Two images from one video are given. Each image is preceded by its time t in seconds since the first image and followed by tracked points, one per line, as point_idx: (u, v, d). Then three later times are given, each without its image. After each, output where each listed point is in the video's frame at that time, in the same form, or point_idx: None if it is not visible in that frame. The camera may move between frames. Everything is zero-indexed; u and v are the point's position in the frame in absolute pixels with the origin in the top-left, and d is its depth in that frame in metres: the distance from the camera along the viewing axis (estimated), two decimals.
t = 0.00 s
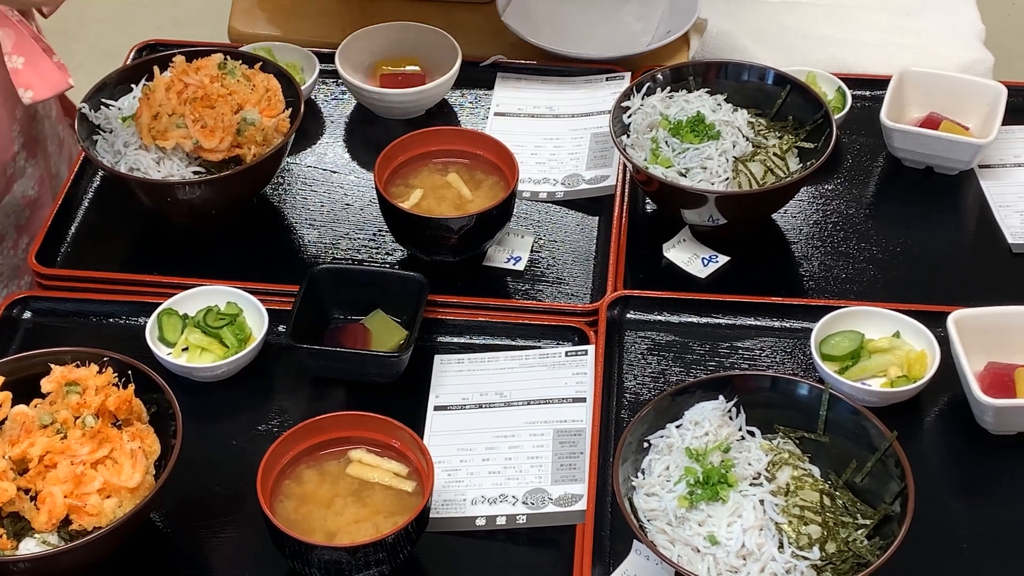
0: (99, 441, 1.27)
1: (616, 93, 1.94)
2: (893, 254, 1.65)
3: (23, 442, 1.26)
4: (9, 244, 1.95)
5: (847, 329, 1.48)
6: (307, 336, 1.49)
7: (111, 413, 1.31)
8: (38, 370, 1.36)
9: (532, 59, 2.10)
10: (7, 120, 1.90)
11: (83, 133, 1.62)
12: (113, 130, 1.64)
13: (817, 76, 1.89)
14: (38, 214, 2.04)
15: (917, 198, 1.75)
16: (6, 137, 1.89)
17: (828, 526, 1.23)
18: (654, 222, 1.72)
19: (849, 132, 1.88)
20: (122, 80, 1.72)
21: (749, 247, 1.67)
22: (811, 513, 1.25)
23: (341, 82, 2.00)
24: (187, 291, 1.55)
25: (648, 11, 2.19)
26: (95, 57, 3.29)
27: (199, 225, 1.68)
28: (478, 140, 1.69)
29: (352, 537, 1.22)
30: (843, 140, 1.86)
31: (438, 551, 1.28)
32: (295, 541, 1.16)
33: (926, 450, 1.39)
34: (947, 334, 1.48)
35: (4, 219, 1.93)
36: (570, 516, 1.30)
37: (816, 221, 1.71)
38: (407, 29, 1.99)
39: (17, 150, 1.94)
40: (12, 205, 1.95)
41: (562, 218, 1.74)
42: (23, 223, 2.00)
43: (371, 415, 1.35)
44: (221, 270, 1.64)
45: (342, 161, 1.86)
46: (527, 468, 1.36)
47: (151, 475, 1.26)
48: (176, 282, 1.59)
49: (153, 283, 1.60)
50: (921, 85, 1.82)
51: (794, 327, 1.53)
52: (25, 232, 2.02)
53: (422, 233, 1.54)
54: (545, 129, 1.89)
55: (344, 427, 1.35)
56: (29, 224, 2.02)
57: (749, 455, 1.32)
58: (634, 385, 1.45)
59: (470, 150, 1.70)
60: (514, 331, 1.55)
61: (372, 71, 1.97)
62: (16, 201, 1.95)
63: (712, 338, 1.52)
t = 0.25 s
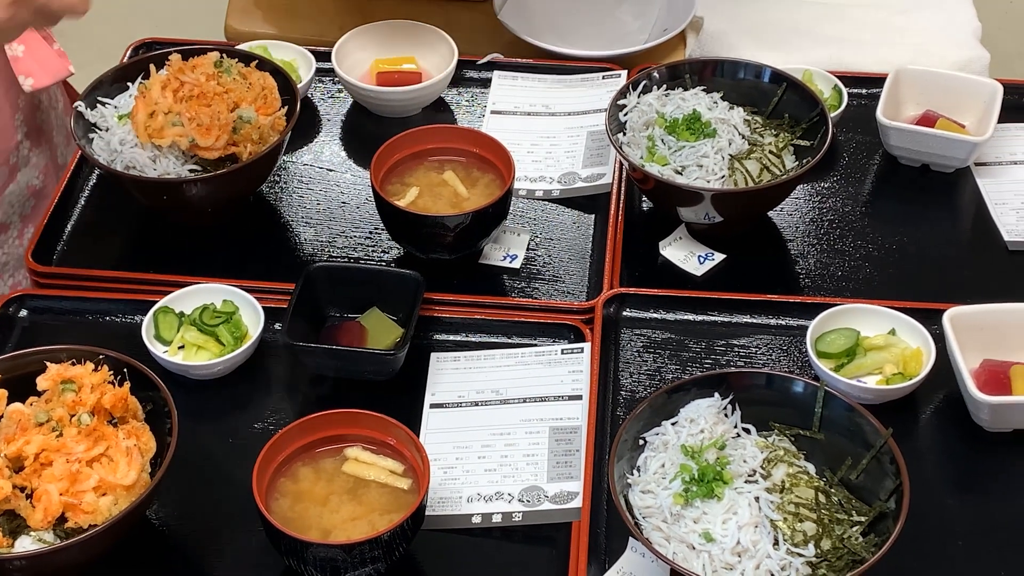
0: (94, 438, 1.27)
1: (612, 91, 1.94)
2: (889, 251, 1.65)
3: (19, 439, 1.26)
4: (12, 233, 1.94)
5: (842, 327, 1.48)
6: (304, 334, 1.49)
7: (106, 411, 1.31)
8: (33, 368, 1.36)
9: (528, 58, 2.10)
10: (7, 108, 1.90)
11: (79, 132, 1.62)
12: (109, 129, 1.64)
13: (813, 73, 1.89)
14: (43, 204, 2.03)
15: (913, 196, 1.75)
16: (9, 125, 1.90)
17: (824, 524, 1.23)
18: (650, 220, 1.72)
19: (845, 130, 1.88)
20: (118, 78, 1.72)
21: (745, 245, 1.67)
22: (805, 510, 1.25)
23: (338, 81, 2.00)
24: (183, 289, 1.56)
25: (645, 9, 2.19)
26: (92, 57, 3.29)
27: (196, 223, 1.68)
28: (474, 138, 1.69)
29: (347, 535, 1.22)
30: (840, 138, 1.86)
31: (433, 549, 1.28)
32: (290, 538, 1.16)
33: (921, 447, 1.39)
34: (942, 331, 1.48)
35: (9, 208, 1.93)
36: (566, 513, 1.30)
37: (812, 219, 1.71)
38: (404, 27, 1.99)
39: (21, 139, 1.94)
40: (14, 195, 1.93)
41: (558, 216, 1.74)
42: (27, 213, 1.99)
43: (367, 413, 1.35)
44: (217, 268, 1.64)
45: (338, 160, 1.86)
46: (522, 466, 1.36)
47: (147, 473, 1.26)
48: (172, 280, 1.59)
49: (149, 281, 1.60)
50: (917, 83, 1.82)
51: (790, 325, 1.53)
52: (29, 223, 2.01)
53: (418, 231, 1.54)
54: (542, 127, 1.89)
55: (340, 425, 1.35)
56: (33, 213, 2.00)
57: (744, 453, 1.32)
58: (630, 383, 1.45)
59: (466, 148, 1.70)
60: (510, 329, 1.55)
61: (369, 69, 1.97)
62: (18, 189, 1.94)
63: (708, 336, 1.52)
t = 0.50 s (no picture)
0: (95, 436, 1.28)
1: (611, 89, 1.94)
2: (888, 249, 1.65)
3: (20, 437, 1.26)
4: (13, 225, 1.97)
5: (841, 324, 1.49)
6: (304, 332, 1.49)
7: (107, 408, 1.31)
8: (33, 366, 1.36)
9: (527, 56, 2.11)
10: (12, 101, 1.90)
11: (79, 130, 1.63)
12: (109, 127, 1.65)
13: (812, 72, 1.89)
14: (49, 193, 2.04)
15: (912, 194, 1.75)
16: (15, 117, 1.90)
17: (823, 520, 1.23)
18: (650, 218, 1.72)
19: (844, 128, 1.88)
20: (119, 77, 1.73)
21: (744, 243, 1.67)
22: (805, 507, 1.25)
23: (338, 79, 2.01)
24: (183, 287, 1.56)
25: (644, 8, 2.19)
26: (92, 56, 3.29)
27: (196, 221, 1.69)
28: (474, 136, 1.69)
29: (348, 532, 1.22)
30: (838, 136, 1.87)
31: (433, 546, 1.28)
32: (291, 535, 1.16)
33: (920, 445, 1.40)
34: (941, 329, 1.48)
35: (16, 200, 1.96)
36: (565, 511, 1.30)
37: (812, 217, 1.72)
38: (405, 26, 1.99)
39: (27, 131, 1.95)
40: (20, 187, 1.95)
41: (558, 214, 1.75)
42: (34, 204, 2.01)
43: (367, 411, 1.35)
44: (217, 266, 1.65)
45: (338, 158, 1.87)
46: (522, 463, 1.36)
47: (147, 470, 1.26)
48: (172, 278, 1.60)
49: (149, 279, 1.60)
50: (916, 81, 1.83)
51: (789, 323, 1.53)
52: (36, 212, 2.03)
53: (418, 229, 1.54)
54: (541, 125, 1.89)
55: (340, 422, 1.35)
56: (40, 203, 2.03)
57: (743, 450, 1.32)
58: (630, 380, 1.46)
59: (466, 146, 1.71)
60: (510, 327, 1.55)
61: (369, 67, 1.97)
62: (23, 181, 1.96)
63: (708, 334, 1.52)
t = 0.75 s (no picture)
0: (96, 437, 1.28)
1: (611, 92, 1.95)
2: (886, 251, 1.66)
3: (22, 438, 1.27)
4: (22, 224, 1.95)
5: (840, 326, 1.49)
6: (304, 334, 1.50)
7: (108, 410, 1.32)
8: (35, 368, 1.37)
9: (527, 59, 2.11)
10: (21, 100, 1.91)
11: (81, 133, 1.64)
12: (110, 130, 1.66)
13: (810, 74, 1.89)
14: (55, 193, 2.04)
15: (910, 196, 1.76)
16: (21, 117, 1.90)
17: (821, 521, 1.24)
18: (649, 220, 1.73)
19: (842, 130, 1.89)
20: (120, 80, 1.73)
21: (743, 245, 1.68)
22: (803, 508, 1.26)
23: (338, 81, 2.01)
24: (184, 289, 1.57)
25: (643, 11, 2.20)
26: (92, 59, 3.30)
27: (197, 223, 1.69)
28: (474, 139, 1.70)
29: (348, 533, 1.23)
30: (837, 139, 1.87)
31: (433, 547, 1.29)
32: (291, 536, 1.16)
33: (918, 446, 1.40)
34: (939, 330, 1.49)
35: (24, 200, 1.95)
36: (565, 512, 1.31)
37: (810, 219, 1.72)
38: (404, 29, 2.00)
39: (34, 131, 1.94)
40: (28, 186, 1.95)
41: (557, 216, 1.75)
42: (41, 204, 2.00)
43: (367, 412, 1.36)
44: (218, 268, 1.65)
45: (338, 160, 1.87)
46: (522, 464, 1.37)
47: (149, 472, 1.27)
48: (173, 280, 1.60)
49: (150, 281, 1.61)
50: (914, 84, 1.83)
51: (788, 325, 1.54)
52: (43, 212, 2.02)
53: (418, 231, 1.55)
54: (541, 128, 1.90)
55: (340, 424, 1.36)
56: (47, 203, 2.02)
57: (742, 451, 1.33)
58: (629, 382, 1.46)
59: (466, 149, 1.71)
60: (509, 329, 1.56)
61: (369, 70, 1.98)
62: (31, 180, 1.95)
63: (707, 335, 1.53)
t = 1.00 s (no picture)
0: (96, 435, 1.29)
1: (609, 91, 1.95)
2: (883, 250, 1.66)
3: (21, 436, 1.27)
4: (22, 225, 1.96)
5: (837, 324, 1.50)
6: (303, 331, 1.50)
7: (108, 407, 1.32)
8: (35, 366, 1.37)
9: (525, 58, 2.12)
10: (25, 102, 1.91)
11: (80, 132, 1.64)
12: (109, 129, 1.66)
13: (808, 73, 1.90)
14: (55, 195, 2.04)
15: (907, 195, 1.76)
16: (23, 118, 1.91)
17: (818, 518, 1.24)
18: (647, 219, 1.73)
19: (840, 129, 1.90)
20: (119, 78, 1.74)
21: (740, 244, 1.68)
22: (800, 505, 1.26)
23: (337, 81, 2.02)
24: (183, 287, 1.57)
25: (642, 10, 2.21)
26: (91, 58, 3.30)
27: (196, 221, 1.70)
28: (472, 138, 1.70)
29: (346, 530, 1.23)
30: (834, 137, 1.88)
31: (431, 544, 1.29)
32: (290, 533, 1.17)
33: (915, 443, 1.41)
34: (936, 328, 1.49)
35: (25, 201, 1.95)
36: (563, 509, 1.31)
37: (807, 218, 1.73)
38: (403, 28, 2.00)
39: (36, 133, 1.95)
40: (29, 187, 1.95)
41: (555, 215, 1.76)
42: (43, 206, 2.01)
43: (366, 410, 1.36)
44: (216, 267, 1.66)
45: (337, 159, 1.88)
46: (520, 462, 1.37)
47: (148, 469, 1.27)
48: (172, 278, 1.61)
49: (150, 280, 1.61)
50: (911, 83, 1.84)
51: (785, 322, 1.54)
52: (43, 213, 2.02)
53: (417, 230, 1.55)
54: (539, 127, 1.90)
55: (339, 422, 1.36)
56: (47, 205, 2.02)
57: (739, 448, 1.33)
58: (627, 379, 1.47)
59: (464, 147, 1.72)
60: (508, 327, 1.56)
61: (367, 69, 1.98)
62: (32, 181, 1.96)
63: (705, 333, 1.53)
